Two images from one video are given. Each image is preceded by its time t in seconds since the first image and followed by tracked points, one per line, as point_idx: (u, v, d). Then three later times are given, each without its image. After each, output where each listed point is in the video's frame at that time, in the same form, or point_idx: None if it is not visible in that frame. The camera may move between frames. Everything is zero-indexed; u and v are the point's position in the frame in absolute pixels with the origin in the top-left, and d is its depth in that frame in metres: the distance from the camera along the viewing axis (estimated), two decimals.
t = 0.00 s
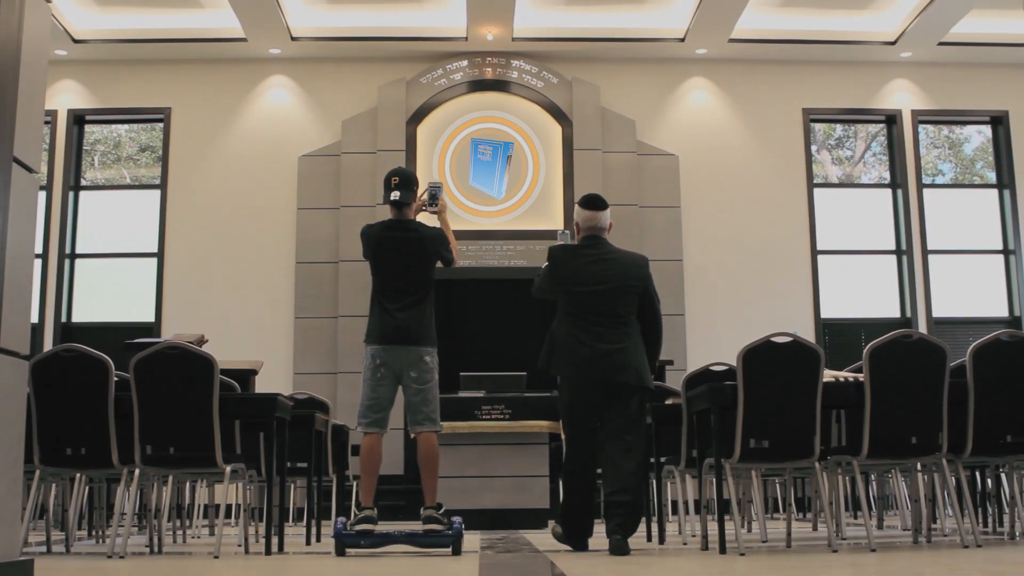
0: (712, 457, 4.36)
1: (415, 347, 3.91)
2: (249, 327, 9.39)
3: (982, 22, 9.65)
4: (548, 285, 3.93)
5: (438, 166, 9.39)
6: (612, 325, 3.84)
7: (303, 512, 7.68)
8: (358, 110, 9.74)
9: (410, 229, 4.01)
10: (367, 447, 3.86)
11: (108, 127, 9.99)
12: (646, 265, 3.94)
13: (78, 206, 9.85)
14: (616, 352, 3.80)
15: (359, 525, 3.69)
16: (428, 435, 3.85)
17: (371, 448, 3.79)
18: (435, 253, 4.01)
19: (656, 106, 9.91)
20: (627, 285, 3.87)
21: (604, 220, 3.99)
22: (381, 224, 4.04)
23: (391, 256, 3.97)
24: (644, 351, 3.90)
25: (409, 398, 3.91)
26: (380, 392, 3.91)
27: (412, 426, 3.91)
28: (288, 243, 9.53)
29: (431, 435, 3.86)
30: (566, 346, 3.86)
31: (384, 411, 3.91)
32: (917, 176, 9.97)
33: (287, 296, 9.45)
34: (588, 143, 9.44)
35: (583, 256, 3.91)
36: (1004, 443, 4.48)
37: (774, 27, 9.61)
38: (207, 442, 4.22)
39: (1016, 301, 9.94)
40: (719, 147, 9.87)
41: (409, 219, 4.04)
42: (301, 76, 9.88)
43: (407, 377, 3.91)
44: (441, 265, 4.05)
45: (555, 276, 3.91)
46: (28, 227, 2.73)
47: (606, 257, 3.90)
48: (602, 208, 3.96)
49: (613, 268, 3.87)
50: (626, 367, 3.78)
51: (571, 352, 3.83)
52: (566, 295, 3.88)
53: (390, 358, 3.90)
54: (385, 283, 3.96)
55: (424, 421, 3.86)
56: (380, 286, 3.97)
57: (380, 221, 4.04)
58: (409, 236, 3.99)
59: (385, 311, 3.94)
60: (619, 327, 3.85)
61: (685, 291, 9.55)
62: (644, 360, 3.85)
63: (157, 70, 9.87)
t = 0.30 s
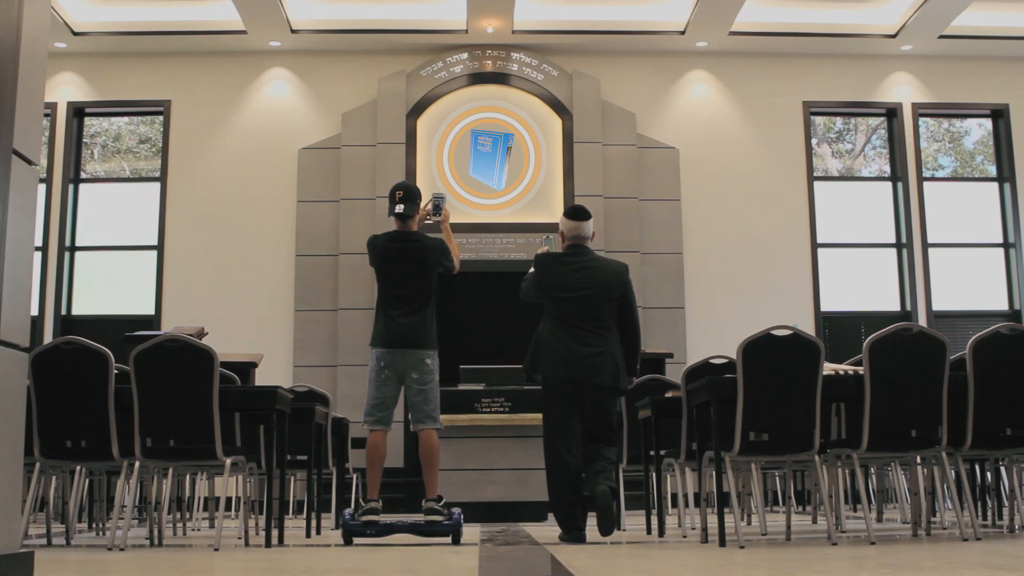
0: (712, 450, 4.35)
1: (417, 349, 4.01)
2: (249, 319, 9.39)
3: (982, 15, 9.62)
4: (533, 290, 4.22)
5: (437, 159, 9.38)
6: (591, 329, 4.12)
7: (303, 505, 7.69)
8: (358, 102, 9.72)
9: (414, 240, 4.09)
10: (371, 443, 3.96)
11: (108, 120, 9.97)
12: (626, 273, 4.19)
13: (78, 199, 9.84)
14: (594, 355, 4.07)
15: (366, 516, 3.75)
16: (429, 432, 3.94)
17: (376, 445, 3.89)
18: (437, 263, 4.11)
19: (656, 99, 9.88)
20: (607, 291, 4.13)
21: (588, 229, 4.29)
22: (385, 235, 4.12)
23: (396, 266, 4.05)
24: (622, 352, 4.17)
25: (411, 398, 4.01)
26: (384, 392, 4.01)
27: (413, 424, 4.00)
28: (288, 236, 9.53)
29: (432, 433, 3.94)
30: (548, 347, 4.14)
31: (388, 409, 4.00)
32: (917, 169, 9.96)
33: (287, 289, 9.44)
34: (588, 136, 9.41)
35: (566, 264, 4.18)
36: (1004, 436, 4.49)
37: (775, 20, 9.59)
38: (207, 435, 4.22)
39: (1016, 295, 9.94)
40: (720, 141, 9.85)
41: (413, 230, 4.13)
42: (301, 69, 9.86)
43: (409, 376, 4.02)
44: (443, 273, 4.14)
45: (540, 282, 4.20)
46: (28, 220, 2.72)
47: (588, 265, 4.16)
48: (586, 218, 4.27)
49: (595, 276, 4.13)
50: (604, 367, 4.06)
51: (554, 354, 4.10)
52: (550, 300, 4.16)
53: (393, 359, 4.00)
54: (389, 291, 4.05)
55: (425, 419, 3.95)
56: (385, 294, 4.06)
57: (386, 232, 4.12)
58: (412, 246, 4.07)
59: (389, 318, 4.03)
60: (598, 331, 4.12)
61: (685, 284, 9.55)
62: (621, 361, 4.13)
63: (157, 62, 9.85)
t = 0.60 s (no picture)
0: (712, 443, 4.35)
1: (420, 350, 4.12)
2: (250, 312, 9.38)
3: (983, 7, 9.60)
4: (531, 299, 4.33)
5: (438, 152, 9.36)
6: (584, 339, 4.27)
7: (303, 497, 7.71)
8: (358, 95, 9.71)
9: (417, 247, 4.19)
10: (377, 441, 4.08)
11: (107, 112, 9.95)
12: (619, 286, 4.34)
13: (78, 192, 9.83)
14: (589, 363, 4.23)
15: (369, 509, 3.91)
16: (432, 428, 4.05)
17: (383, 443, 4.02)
18: (439, 269, 4.21)
19: (656, 91, 9.87)
20: (601, 303, 4.28)
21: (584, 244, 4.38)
22: (389, 243, 4.21)
23: (400, 273, 4.15)
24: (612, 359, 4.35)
25: (415, 395, 4.13)
26: (389, 389, 4.13)
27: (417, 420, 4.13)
28: (287, 228, 9.52)
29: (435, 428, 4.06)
30: (544, 355, 4.28)
31: (393, 406, 4.12)
32: (917, 162, 9.95)
33: (286, 282, 9.43)
34: (588, 129, 9.40)
35: (563, 276, 4.31)
36: (1002, 429, 4.50)
37: (775, 13, 9.57)
38: (207, 427, 4.22)
39: (1016, 288, 9.93)
40: (720, 134, 9.84)
41: (417, 239, 4.23)
42: (301, 61, 9.84)
43: (413, 376, 4.13)
44: (445, 279, 4.24)
45: (538, 293, 4.32)
46: (28, 212, 2.72)
47: (584, 278, 4.29)
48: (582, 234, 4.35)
49: (591, 288, 4.28)
50: (596, 376, 4.22)
51: (549, 360, 4.25)
52: (547, 310, 4.29)
53: (398, 359, 4.12)
54: (394, 297, 4.16)
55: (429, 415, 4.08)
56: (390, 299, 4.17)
57: (390, 241, 4.22)
58: (415, 253, 4.17)
59: (395, 322, 4.14)
60: (592, 340, 4.28)
61: (686, 277, 9.54)
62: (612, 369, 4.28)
63: (157, 54, 9.84)
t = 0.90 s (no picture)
0: (712, 436, 4.34)
1: (425, 350, 4.17)
2: (249, 305, 9.38)
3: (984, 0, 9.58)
4: (528, 300, 4.43)
5: (437, 144, 9.34)
6: (579, 335, 4.36)
7: (303, 490, 7.72)
8: (358, 87, 9.69)
9: (423, 253, 4.24)
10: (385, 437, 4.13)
11: (107, 105, 9.94)
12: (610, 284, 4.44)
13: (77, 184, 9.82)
14: (585, 358, 4.32)
15: (377, 500, 3.99)
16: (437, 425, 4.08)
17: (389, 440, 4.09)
18: (444, 274, 4.26)
19: (657, 84, 9.85)
20: (595, 301, 4.37)
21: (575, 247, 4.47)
22: (396, 249, 4.27)
23: (406, 277, 4.21)
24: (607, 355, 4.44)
25: (420, 393, 4.16)
26: (396, 388, 4.17)
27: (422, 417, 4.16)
28: (286, 221, 9.51)
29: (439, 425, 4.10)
30: (543, 352, 4.38)
31: (398, 403, 4.16)
32: (917, 155, 9.94)
33: (286, 274, 9.42)
34: (588, 122, 9.38)
35: (557, 277, 4.41)
36: (1003, 422, 4.49)
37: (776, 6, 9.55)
38: (207, 420, 4.22)
39: (1016, 281, 9.92)
40: (720, 127, 9.82)
41: (422, 246, 4.28)
42: (300, 53, 9.82)
43: (419, 375, 4.17)
44: (449, 285, 4.29)
45: (534, 293, 4.42)
46: (28, 204, 2.72)
47: (578, 278, 4.39)
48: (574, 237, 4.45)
49: (585, 287, 4.37)
50: (591, 370, 4.32)
51: (548, 357, 4.35)
52: (544, 309, 4.39)
53: (404, 359, 4.16)
54: (400, 299, 4.21)
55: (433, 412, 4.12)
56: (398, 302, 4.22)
57: (397, 248, 4.28)
58: (420, 259, 4.23)
59: (402, 324, 4.18)
60: (587, 336, 4.37)
61: (686, 270, 9.53)
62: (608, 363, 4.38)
63: (157, 47, 9.81)
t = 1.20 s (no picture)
0: (711, 429, 4.33)
1: (432, 350, 4.18)
2: (249, 298, 9.37)
3: None
4: (515, 302, 4.44)
5: (437, 137, 9.34)
6: (564, 336, 4.39)
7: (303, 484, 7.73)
8: (358, 80, 9.68)
9: (428, 259, 4.23)
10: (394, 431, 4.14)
11: (107, 98, 9.92)
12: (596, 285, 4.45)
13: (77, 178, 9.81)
14: (569, 358, 4.35)
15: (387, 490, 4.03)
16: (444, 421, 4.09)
17: (397, 436, 4.13)
18: (448, 278, 4.26)
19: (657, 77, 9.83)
20: (580, 303, 4.39)
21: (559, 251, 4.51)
22: (403, 255, 4.26)
23: (413, 281, 4.21)
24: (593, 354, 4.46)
25: (428, 390, 4.18)
26: (404, 386, 4.18)
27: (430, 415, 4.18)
28: (286, 214, 9.51)
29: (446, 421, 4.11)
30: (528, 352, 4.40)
31: (407, 402, 4.18)
32: (917, 149, 9.93)
33: (286, 268, 9.42)
34: (589, 115, 9.36)
35: (544, 280, 4.42)
36: (1003, 416, 4.49)
37: None
38: (207, 413, 4.22)
39: (1016, 275, 9.92)
40: (721, 120, 9.81)
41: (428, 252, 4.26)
42: (300, 46, 9.80)
43: (426, 374, 4.19)
44: (453, 289, 4.29)
45: (522, 295, 4.43)
46: (28, 196, 2.71)
47: (566, 280, 4.40)
48: (559, 241, 4.49)
49: (572, 289, 4.39)
50: (575, 370, 4.34)
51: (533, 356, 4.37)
52: (531, 311, 4.40)
53: (412, 359, 4.18)
54: (408, 302, 4.21)
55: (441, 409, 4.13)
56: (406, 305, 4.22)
57: (404, 254, 4.26)
58: (426, 264, 4.22)
59: (410, 326, 4.18)
60: (572, 336, 4.39)
61: (686, 264, 9.53)
62: (592, 360, 4.42)
63: (156, 40, 9.79)
